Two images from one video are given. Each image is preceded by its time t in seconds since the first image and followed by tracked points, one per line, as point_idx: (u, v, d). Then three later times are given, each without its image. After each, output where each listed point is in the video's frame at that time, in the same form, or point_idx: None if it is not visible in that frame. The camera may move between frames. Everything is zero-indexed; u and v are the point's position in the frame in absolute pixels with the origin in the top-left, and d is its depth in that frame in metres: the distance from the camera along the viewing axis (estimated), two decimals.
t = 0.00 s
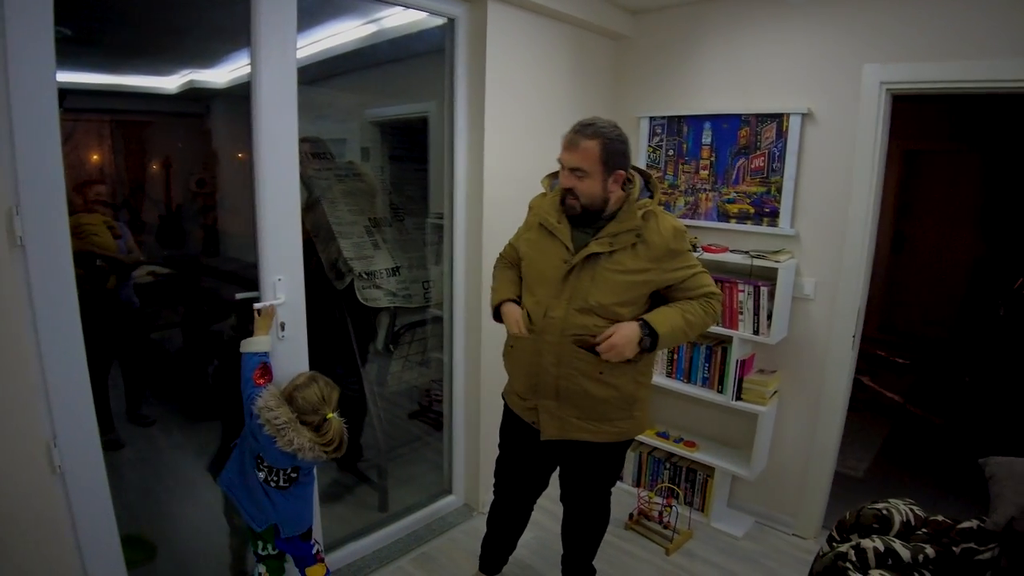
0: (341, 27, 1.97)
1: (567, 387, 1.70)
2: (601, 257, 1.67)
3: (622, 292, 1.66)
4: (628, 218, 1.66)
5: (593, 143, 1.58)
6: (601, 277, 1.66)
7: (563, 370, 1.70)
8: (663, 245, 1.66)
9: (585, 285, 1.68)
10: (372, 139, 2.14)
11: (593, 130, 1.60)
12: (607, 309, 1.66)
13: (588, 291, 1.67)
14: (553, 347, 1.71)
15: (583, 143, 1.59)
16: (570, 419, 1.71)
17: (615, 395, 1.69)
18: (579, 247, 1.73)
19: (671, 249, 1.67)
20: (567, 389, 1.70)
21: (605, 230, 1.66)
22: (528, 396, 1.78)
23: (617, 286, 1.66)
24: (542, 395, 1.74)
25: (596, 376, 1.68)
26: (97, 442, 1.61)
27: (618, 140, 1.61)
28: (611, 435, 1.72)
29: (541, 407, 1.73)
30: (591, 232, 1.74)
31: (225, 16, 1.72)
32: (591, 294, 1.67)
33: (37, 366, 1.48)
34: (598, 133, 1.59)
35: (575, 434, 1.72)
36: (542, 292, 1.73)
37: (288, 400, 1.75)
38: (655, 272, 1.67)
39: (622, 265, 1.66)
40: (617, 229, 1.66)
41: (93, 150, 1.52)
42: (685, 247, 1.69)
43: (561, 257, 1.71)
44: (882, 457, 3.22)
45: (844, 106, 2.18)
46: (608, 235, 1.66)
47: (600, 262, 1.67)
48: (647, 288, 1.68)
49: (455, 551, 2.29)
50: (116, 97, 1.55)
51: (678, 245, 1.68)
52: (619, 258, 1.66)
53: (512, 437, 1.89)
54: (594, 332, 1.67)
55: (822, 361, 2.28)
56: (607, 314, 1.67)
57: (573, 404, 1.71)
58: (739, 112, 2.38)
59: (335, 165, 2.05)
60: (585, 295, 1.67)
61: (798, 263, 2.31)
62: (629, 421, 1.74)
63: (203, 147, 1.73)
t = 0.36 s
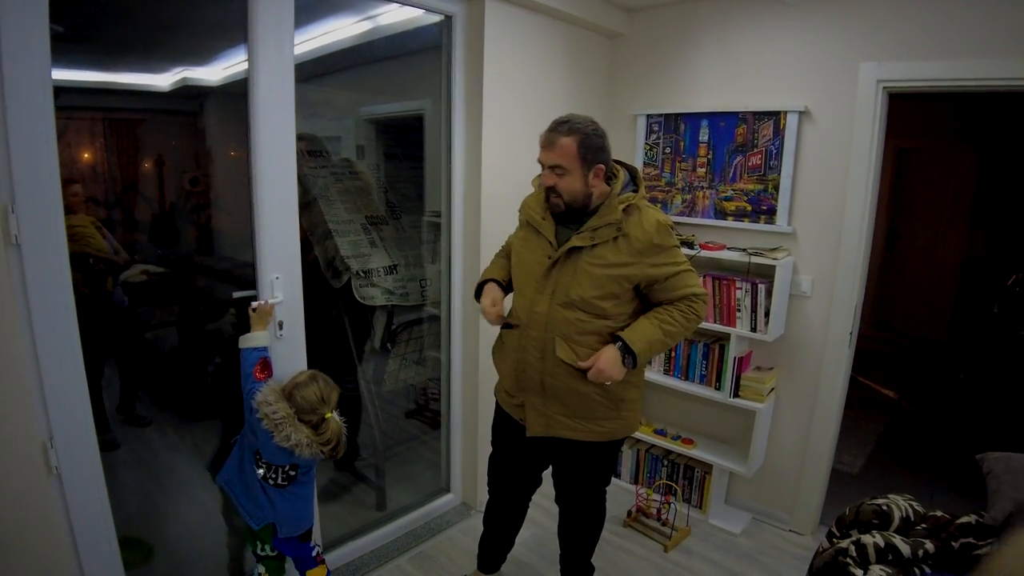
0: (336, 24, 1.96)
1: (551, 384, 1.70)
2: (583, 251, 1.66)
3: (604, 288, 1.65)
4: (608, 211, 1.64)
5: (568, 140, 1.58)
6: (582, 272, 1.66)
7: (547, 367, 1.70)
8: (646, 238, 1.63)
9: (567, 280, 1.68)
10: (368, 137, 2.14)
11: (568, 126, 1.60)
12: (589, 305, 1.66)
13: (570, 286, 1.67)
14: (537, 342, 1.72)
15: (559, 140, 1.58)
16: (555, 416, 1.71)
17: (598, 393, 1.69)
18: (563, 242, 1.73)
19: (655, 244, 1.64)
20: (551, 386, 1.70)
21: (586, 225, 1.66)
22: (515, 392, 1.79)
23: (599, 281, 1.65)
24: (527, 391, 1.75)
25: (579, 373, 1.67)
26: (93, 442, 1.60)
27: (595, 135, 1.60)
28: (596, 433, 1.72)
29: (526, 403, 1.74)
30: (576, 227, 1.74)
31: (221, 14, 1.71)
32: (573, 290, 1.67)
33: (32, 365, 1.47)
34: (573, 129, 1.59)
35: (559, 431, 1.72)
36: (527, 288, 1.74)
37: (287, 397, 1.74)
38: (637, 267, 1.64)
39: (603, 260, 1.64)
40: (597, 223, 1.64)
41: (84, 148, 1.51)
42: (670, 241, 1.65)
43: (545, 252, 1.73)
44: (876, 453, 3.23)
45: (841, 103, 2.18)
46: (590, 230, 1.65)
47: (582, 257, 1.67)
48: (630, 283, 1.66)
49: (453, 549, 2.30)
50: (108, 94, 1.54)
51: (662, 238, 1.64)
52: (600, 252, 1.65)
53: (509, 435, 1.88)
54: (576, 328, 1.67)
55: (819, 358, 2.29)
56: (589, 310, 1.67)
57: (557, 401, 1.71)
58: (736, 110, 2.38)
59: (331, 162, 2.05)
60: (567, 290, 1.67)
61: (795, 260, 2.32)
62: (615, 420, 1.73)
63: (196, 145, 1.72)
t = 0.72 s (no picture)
0: (337, 20, 1.95)
1: (547, 381, 1.69)
2: (573, 247, 1.66)
3: (595, 283, 1.65)
4: (595, 206, 1.63)
5: (554, 137, 1.56)
6: (573, 269, 1.65)
7: (542, 365, 1.70)
8: (635, 231, 1.64)
9: (558, 277, 1.67)
10: (367, 133, 2.13)
11: (553, 123, 1.58)
12: (581, 301, 1.65)
13: (562, 284, 1.67)
14: (532, 342, 1.71)
15: (546, 138, 1.57)
16: (552, 413, 1.71)
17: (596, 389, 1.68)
18: (553, 240, 1.72)
19: (644, 236, 1.64)
20: (548, 384, 1.70)
21: (574, 221, 1.65)
22: (513, 391, 1.78)
23: (590, 277, 1.64)
24: (524, 390, 1.74)
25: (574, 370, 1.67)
26: (93, 440, 1.60)
27: (579, 130, 1.59)
28: (595, 428, 1.71)
29: (524, 402, 1.73)
30: (564, 223, 1.73)
31: (221, 10, 1.70)
32: (564, 286, 1.66)
33: (32, 363, 1.47)
34: (558, 126, 1.57)
35: (558, 429, 1.72)
36: (519, 288, 1.73)
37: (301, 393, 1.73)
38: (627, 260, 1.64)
39: (592, 256, 1.64)
40: (585, 218, 1.64)
41: (80, 146, 1.49)
42: (658, 232, 1.66)
43: (535, 251, 1.72)
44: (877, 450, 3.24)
45: (844, 100, 2.17)
46: (579, 226, 1.64)
47: (572, 253, 1.66)
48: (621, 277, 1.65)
49: (455, 547, 2.29)
50: (105, 91, 1.52)
51: (650, 230, 1.65)
52: (590, 248, 1.65)
53: (510, 433, 1.87)
54: (570, 325, 1.67)
55: (822, 355, 2.29)
56: (581, 306, 1.66)
57: (554, 399, 1.70)
58: (739, 106, 2.37)
59: (331, 158, 2.04)
60: (559, 287, 1.67)
61: (797, 257, 2.31)
62: (613, 415, 1.72)
63: (194, 142, 1.71)
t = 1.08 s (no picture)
0: (337, 15, 1.94)
1: (549, 377, 1.69)
2: (570, 242, 1.64)
3: (593, 278, 1.64)
4: (592, 199, 1.62)
5: (551, 131, 1.55)
6: (571, 264, 1.64)
7: (543, 360, 1.69)
8: (632, 224, 1.64)
9: (557, 272, 1.66)
10: (368, 129, 2.12)
11: (549, 118, 1.57)
12: (580, 296, 1.65)
13: (560, 279, 1.66)
14: (533, 337, 1.70)
15: (543, 133, 1.56)
16: (554, 408, 1.70)
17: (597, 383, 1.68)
18: (550, 235, 1.71)
19: (641, 229, 1.65)
20: (550, 380, 1.69)
21: (571, 215, 1.63)
22: (515, 387, 1.78)
23: (588, 271, 1.63)
24: (526, 386, 1.73)
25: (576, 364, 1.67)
26: (94, 437, 1.59)
27: (575, 124, 1.59)
28: (598, 422, 1.71)
29: (526, 398, 1.73)
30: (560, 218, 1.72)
31: (221, 5, 1.69)
32: (563, 282, 1.65)
33: (33, 360, 1.46)
34: (554, 121, 1.56)
35: (560, 424, 1.71)
36: (518, 284, 1.73)
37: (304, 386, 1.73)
38: (625, 253, 1.64)
39: (590, 250, 1.63)
40: (582, 213, 1.62)
41: (80, 143, 1.49)
42: (655, 224, 1.66)
43: (533, 247, 1.70)
44: (878, 446, 3.24)
45: (847, 95, 2.16)
46: (575, 220, 1.63)
47: (569, 248, 1.65)
48: (619, 270, 1.65)
49: (456, 543, 2.29)
50: (105, 87, 1.51)
51: (647, 222, 1.65)
52: (587, 242, 1.63)
53: (512, 429, 1.87)
54: (569, 319, 1.66)
55: (824, 351, 2.28)
56: (581, 301, 1.65)
57: (557, 394, 1.70)
58: (741, 102, 2.36)
59: (332, 154, 2.03)
60: (557, 282, 1.66)
61: (800, 253, 2.31)
62: (615, 408, 1.72)
63: (194, 138, 1.70)
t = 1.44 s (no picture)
0: (335, 10, 1.93)
1: (551, 370, 1.69)
2: (570, 238, 1.65)
3: (591, 272, 1.63)
4: (594, 194, 1.62)
5: (569, 128, 1.53)
6: (572, 259, 1.64)
7: (544, 355, 1.69)
8: (630, 219, 1.63)
9: (556, 267, 1.66)
10: (366, 125, 2.11)
11: (563, 114, 1.54)
12: (578, 290, 1.63)
13: (561, 273, 1.65)
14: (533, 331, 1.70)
15: (559, 130, 1.53)
16: (556, 402, 1.70)
17: (598, 378, 1.67)
18: (552, 230, 1.71)
19: (640, 224, 1.62)
20: (552, 373, 1.69)
21: (573, 211, 1.63)
22: (516, 382, 1.78)
23: (586, 266, 1.62)
24: (527, 380, 1.72)
25: (576, 358, 1.66)
26: (93, 434, 1.59)
27: (588, 120, 1.57)
28: (599, 417, 1.69)
29: (528, 393, 1.72)
30: (563, 214, 1.72)
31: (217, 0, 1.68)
32: (561, 276, 1.64)
33: (31, 357, 1.46)
34: (570, 117, 1.53)
35: (561, 418, 1.70)
36: (518, 278, 1.72)
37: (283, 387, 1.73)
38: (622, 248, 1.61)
39: (590, 245, 1.62)
40: (584, 208, 1.63)
41: (78, 139, 1.48)
42: (653, 219, 1.64)
43: (535, 241, 1.70)
44: (877, 442, 3.23)
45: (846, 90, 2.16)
46: (577, 216, 1.63)
47: (571, 243, 1.64)
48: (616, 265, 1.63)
49: (455, 539, 2.29)
50: (103, 84, 1.51)
51: (646, 217, 1.63)
52: (587, 237, 1.63)
53: (511, 425, 1.87)
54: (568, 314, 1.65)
55: (823, 347, 2.28)
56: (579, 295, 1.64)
57: (558, 388, 1.70)
58: (740, 97, 2.36)
59: (330, 150, 2.03)
60: (556, 277, 1.65)
61: (799, 248, 2.30)
62: (616, 402, 1.71)
63: (192, 134, 1.69)
